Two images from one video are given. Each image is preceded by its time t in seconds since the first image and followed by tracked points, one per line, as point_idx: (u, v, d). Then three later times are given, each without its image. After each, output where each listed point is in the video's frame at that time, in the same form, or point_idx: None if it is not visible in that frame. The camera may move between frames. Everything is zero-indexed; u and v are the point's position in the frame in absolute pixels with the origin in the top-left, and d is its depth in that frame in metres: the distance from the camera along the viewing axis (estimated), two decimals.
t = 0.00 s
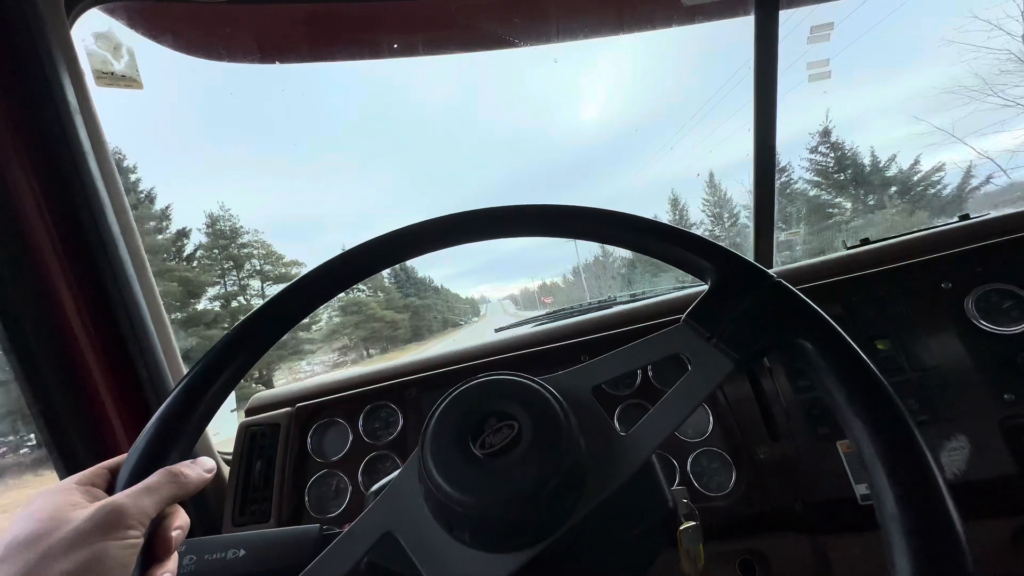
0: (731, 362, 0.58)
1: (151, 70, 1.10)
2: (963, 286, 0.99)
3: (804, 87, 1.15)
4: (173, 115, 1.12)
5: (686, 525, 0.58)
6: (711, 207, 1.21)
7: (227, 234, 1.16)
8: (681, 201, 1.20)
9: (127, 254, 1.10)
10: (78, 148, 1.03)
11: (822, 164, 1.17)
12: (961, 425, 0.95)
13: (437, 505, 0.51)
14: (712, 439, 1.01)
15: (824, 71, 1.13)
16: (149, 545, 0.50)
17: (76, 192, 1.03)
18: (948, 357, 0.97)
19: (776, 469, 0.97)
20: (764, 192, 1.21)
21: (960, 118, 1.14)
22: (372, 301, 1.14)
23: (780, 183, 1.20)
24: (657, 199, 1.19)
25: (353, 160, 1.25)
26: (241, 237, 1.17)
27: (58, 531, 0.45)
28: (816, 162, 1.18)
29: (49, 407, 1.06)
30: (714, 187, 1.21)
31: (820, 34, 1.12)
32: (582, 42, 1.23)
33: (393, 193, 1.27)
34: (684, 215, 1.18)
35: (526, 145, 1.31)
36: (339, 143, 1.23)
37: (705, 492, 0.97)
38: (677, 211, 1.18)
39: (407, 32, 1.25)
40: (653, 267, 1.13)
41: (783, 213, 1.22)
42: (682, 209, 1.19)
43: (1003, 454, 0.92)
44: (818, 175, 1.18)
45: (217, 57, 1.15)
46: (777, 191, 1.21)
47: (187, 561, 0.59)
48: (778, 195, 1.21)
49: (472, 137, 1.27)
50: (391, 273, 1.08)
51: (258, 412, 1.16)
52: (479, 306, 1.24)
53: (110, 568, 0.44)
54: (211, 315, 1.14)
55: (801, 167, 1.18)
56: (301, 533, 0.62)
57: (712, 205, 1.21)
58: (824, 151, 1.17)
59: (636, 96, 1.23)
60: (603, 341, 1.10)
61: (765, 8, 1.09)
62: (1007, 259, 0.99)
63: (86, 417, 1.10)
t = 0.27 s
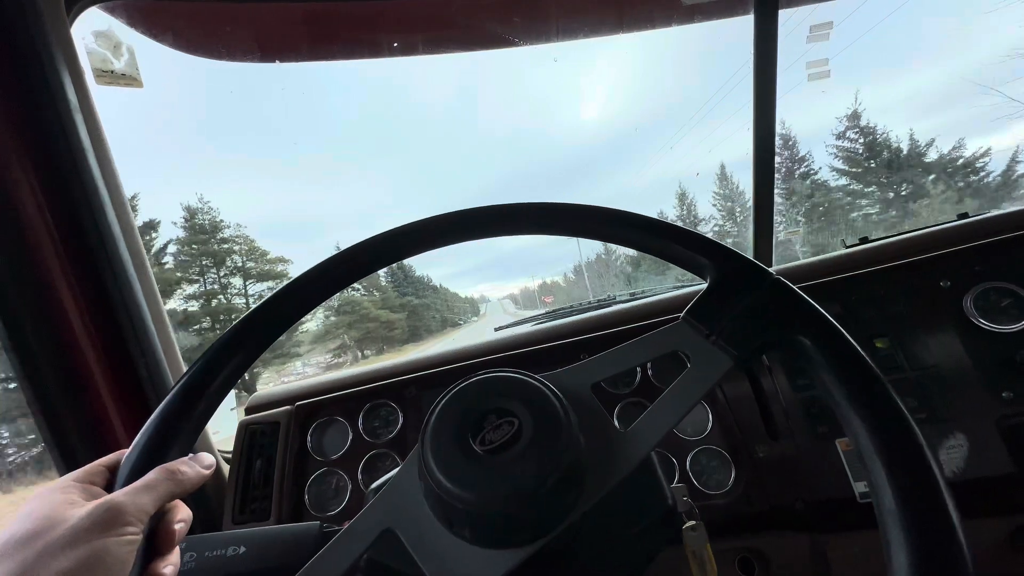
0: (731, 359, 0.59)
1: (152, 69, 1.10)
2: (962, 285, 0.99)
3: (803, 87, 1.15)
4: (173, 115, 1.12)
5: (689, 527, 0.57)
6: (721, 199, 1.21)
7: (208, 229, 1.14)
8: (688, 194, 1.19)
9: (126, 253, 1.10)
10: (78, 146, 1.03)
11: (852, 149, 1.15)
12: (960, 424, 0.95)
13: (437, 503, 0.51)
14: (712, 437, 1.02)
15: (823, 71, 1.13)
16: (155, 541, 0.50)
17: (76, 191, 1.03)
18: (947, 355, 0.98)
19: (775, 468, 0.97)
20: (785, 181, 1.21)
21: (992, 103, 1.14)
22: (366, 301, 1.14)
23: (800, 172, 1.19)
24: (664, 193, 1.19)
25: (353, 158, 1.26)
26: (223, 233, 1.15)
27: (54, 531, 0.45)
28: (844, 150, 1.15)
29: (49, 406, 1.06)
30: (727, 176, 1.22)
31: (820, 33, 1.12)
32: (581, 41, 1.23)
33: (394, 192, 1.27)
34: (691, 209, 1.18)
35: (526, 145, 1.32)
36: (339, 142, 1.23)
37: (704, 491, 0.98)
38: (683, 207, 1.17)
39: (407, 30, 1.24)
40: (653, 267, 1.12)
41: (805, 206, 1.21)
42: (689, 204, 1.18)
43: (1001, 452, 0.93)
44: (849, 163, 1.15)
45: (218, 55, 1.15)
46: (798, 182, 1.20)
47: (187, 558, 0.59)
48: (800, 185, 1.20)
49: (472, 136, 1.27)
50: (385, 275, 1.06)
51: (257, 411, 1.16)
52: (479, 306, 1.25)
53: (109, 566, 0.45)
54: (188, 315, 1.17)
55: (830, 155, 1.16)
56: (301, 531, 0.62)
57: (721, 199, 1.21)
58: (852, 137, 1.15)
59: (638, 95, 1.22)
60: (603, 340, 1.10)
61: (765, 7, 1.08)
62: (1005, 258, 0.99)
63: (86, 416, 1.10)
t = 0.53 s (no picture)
0: (730, 362, 0.58)
1: (151, 71, 1.10)
2: (961, 286, 0.99)
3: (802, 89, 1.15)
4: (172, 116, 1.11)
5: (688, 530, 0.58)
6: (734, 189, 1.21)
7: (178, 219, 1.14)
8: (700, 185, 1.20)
9: (125, 256, 1.10)
10: (76, 148, 1.03)
11: (898, 127, 1.13)
12: (959, 426, 0.95)
13: (435, 506, 0.51)
14: (711, 439, 1.02)
15: (823, 73, 1.14)
16: (151, 541, 0.49)
17: (74, 192, 1.03)
18: (946, 357, 0.98)
19: (774, 470, 0.97)
20: (812, 169, 1.19)
21: None
22: (360, 300, 1.15)
23: (829, 160, 1.17)
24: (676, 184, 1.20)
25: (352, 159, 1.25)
26: (194, 225, 1.15)
27: (52, 531, 0.45)
28: (887, 130, 1.14)
29: (46, 408, 1.06)
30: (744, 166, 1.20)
31: (819, 35, 1.12)
32: (581, 43, 1.23)
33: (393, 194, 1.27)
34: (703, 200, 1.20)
35: (526, 145, 1.31)
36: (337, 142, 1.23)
37: (703, 493, 0.97)
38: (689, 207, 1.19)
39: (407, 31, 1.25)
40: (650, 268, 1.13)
41: (832, 195, 1.21)
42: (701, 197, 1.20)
43: (1001, 454, 0.92)
44: (897, 140, 1.13)
45: (217, 58, 1.15)
46: (825, 171, 1.19)
47: (185, 561, 0.59)
48: (829, 172, 1.18)
49: (471, 137, 1.27)
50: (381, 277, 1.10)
51: (256, 412, 1.17)
52: (478, 305, 1.24)
53: (106, 568, 0.44)
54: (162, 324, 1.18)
55: (876, 136, 1.15)
56: (299, 533, 0.62)
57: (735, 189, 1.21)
58: (901, 113, 1.13)
59: (637, 95, 1.22)
60: (601, 341, 1.10)
61: (764, 8, 1.08)
62: (1005, 260, 0.99)
63: (85, 418, 1.10)
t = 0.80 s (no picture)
0: (731, 363, 0.59)
1: (151, 71, 1.10)
2: (961, 286, 0.99)
3: (802, 88, 1.15)
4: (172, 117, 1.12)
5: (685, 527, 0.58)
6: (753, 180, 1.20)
7: (144, 209, 1.12)
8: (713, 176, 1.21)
9: (125, 256, 1.10)
10: (77, 149, 1.03)
11: (947, 102, 1.13)
12: (959, 425, 0.95)
13: (437, 506, 0.51)
14: (711, 439, 1.02)
15: (822, 72, 1.14)
16: (149, 538, 0.49)
17: (74, 191, 1.03)
18: (945, 357, 0.98)
19: (773, 469, 0.97)
20: (845, 154, 1.17)
21: None
22: (354, 299, 1.16)
23: (862, 145, 1.16)
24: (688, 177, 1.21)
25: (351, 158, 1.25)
26: (161, 215, 1.13)
27: (59, 523, 0.45)
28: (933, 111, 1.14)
29: (46, 408, 1.06)
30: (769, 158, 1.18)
31: (819, 35, 1.12)
32: (581, 43, 1.24)
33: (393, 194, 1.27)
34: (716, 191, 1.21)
35: (526, 145, 1.31)
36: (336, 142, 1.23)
37: (703, 492, 0.98)
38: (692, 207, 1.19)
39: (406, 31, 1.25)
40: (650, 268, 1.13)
41: (866, 182, 1.17)
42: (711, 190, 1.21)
43: (1001, 454, 0.93)
44: (953, 115, 1.13)
45: (217, 58, 1.16)
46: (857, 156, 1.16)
47: (185, 562, 0.58)
48: (863, 157, 1.16)
49: (471, 137, 1.27)
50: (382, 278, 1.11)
51: (257, 413, 1.17)
52: (478, 304, 1.25)
53: (105, 568, 0.44)
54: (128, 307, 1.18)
55: (925, 114, 1.14)
56: (300, 533, 0.62)
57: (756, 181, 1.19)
58: (952, 85, 1.13)
59: (637, 95, 1.22)
60: (601, 341, 1.10)
61: (764, 7, 1.09)
62: (1005, 259, 0.99)
63: (86, 418, 1.10)
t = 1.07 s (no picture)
0: (737, 365, 0.59)
1: (152, 70, 1.10)
2: (962, 285, 0.99)
3: (803, 87, 1.15)
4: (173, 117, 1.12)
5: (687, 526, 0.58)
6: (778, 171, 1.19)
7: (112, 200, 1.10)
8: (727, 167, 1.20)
9: (126, 256, 1.10)
10: (77, 150, 1.03)
11: (999, 84, 1.14)
12: (960, 424, 0.95)
13: (438, 505, 0.51)
14: (712, 438, 1.02)
15: (824, 71, 1.14)
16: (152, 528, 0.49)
17: (74, 190, 1.03)
18: (946, 356, 0.98)
19: (775, 469, 0.97)
20: (889, 135, 1.15)
21: None
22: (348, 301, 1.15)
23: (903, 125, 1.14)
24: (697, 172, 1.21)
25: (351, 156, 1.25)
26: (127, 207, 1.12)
27: (67, 509, 0.45)
28: (989, 89, 1.15)
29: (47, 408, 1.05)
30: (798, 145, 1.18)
31: (819, 34, 1.12)
32: (582, 43, 1.23)
33: (394, 194, 1.27)
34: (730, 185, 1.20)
35: (527, 144, 1.31)
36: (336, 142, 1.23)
37: (704, 492, 0.98)
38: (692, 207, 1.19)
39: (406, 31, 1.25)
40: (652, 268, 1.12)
41: (910, 163, 1.16)
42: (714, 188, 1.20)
43: (1002, 453, 0.93)
44: (1004, 97, 1.14)
45: (218, 57, 1.15)
46: (895, 139, 1.15)
47: (188, 561, 0.59)
48: (906, 139, 1.15)
49: (472, 137, 1.27)
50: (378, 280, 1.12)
51: (258, 412, 1.16)
52: (478, 303, 1.26)
53: (104, 568, 0.44)
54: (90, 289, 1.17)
55: (981, 96, 1.15)
56: (302, 532, 0.62)
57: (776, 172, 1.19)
58: (1006, 66, 1.14)
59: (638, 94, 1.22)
60: (602, 341, 1.10)
61: (764, 6, 1.08)
62: (1006, 259, 0.99)
63: (86, 418, 1.10)
